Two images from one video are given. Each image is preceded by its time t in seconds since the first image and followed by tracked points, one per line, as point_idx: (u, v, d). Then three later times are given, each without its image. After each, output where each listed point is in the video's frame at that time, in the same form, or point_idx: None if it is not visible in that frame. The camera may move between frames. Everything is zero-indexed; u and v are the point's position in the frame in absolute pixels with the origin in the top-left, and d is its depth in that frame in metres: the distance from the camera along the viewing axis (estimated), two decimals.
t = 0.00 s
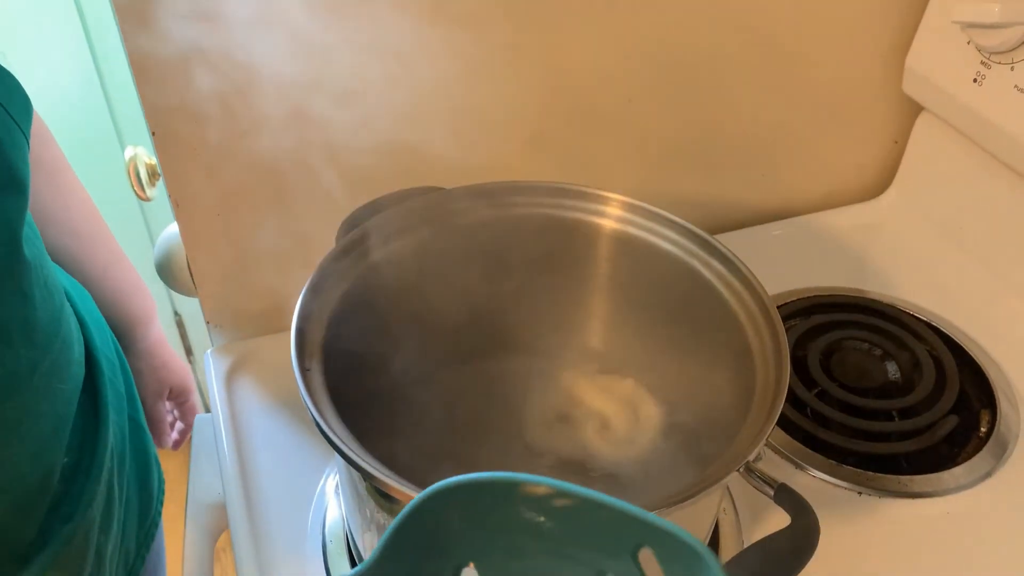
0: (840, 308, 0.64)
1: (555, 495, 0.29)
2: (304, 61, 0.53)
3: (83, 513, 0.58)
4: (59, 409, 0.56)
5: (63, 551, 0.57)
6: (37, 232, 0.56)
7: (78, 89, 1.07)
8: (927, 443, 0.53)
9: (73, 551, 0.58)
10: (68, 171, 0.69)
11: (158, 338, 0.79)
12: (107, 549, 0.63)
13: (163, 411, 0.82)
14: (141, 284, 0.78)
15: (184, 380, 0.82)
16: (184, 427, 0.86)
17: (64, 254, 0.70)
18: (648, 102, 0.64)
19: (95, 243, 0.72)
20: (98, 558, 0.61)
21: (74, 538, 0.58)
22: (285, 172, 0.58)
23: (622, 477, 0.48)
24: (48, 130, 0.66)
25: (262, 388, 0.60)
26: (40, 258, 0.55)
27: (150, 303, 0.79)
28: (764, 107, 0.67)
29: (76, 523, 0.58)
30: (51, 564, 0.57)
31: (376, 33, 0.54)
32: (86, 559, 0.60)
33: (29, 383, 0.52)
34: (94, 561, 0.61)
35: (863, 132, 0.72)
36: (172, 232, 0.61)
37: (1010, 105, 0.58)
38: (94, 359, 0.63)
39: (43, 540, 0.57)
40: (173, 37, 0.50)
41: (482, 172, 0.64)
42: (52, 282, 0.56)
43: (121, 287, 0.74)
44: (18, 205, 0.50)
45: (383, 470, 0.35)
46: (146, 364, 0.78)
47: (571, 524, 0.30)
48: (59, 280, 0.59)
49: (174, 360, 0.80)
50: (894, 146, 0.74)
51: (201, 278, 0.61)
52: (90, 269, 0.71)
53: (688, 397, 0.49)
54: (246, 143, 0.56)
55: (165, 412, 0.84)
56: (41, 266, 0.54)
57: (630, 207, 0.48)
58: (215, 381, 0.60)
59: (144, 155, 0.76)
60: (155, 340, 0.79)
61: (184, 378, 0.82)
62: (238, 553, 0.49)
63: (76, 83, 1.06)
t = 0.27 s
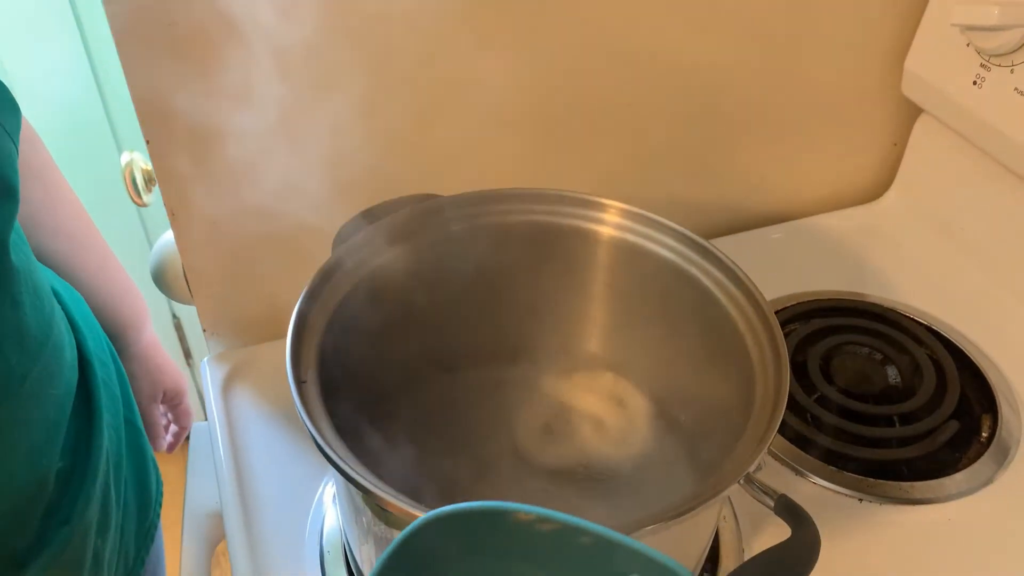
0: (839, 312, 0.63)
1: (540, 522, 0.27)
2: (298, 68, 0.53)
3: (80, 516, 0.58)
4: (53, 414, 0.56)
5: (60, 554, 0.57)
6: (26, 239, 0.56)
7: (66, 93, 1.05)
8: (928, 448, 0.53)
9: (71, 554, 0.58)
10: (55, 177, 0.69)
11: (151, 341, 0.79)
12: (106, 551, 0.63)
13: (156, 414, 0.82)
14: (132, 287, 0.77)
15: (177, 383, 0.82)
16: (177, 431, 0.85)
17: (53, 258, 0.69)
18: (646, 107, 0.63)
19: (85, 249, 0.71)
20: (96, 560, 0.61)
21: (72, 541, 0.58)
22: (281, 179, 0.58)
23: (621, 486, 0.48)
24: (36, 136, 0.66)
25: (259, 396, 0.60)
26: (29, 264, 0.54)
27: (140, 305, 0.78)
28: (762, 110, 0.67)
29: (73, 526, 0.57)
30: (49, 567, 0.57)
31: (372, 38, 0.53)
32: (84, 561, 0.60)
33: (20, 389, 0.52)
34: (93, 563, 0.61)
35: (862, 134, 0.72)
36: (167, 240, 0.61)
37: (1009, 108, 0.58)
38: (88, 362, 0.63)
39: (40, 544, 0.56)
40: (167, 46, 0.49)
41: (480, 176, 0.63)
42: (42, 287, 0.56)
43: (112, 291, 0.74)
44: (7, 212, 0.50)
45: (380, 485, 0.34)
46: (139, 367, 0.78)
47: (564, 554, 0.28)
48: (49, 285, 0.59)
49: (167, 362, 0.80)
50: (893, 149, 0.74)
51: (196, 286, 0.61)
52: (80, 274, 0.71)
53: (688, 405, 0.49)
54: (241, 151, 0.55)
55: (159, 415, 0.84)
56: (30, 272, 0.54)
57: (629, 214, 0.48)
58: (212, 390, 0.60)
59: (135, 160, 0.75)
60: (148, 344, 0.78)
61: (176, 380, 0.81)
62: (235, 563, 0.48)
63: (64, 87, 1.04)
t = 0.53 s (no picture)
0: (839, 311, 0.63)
1: (541, 529, 0.27)
2: (296, 70, 0.53)
3: (81, 518, 0.58)
4: (53, 415, 0.56)
5: (61, 557, 0.57)
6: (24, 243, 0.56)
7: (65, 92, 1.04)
8: (927, 447, 0.53)
9: (72, 556, 0.58)
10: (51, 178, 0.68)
11: (150, 342, 0.79)
12: (107, 553, 0.63)
13: (156, 414, 0.82)
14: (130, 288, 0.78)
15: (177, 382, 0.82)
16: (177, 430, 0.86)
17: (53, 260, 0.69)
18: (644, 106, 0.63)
19: (83, 250, 0.71)
20: (97, 562, 0.61)
21: (73, 543, 0.58)
22: (279, 180, 0.58)
23: (621, 487, 0.48)
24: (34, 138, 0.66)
25: (258, 398, 0.60)
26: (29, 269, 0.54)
27: (139, 305, 0.78)
28: (760, 109, 0.67)
29: (74, 529, 0.57)
30: (51, 569, 0.57)
31: (370, 40, 0.53)
32: (85, 563, 0.60)
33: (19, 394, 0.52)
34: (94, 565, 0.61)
35: (860, 133, 0.72)
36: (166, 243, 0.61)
37: (1007, 106, 0.58)
38: (87, 363, 0.63)
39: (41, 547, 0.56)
40: (164, 48, 0.49)
41: (478, 177, 0.63)
42: (40, 290, 0.56)
43: (111, 292, 0.74)
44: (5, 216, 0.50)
45: (378, 489, 0.34)
46: (138, 368, 0.78)
47: (568, 566, 0.28)
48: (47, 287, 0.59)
49: (166, 362, 0.81)
50: (891, 147, 0.74)
51: (195, 288, 0.61)
52: (81, 274, 0.71)
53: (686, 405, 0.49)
54: (239, 153, 0.55)
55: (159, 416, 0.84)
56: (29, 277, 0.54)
57: (626, 215, 0.48)
58: (211, 391, 0.60)
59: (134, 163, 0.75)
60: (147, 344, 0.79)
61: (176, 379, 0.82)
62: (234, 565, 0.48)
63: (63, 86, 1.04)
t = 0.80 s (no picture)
0: (841, 309, 0.63)
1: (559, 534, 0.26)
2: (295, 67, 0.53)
3: (79, 526, 0.58)
4: (52, 422, 0.55)
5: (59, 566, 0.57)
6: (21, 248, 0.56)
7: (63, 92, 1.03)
8: (930, 446, 0.52)
9: (69, 565, 0.57)
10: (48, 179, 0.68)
11: (150, 345, 0.79)
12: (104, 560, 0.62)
13: (155, 417, 0.80)
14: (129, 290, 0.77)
15: (175, 385, 0.80)
16: (176, 432, 0.84)
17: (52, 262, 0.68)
18: (645, 104, 0.63)
19: (82, 250, 0.70)
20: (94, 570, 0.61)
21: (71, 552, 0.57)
22: (277, 179, 0.57)
23: (623, 488, 0.48)
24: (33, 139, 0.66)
25: (256, 397, 0.59)
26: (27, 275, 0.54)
27: (138, 307, 0.78)
28: (762, 106, 0.67)
29: (72, 537, 0.57)
30: None
31: (369, 37, 0.53)
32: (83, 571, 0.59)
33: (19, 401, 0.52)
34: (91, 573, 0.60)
35: (863, 129, 0.72)
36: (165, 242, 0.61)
37: (1011, 103, 0.57)
38: (84, 368, 0.62)
39: (39, 556, 0.56)
40: (161, 46, 0.49)
41: (478, 176, 0.63)
42: (37, 295, 0.56)
43: (109, 293, 0.73)
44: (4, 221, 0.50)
45: (378, 491, 0.34)
46: (137, 371, 0.77)
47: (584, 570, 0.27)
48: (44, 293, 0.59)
49: (166, 365, 0.80)
50: (892, 144, 0.73)
51: (193, 287, 0.61)
52: (79, 276, 0.70)
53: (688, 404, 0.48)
54: (237, 151, 0.55)
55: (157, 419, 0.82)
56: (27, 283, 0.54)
57: (628, 213, 0.48)
58: (209, 391, 0.60)
59: (132, 162, 0.75)
60: (147, 347, 0.78)
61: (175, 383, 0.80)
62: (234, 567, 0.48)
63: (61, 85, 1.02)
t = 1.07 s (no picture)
0: (845, 309, 0.63)
1: None
2: (297, 65, 0.52)
3: (81, 541, 0.57)
4: (53, 437, 0.55)
5: None
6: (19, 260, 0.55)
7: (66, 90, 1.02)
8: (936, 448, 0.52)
9: None
10: (48, 184, 0.67)
11: (151, 349, 0.78)
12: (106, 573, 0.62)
13: (155, 420, 0.81)
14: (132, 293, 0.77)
15: (177, 389, 0.81)
16: (177, 436, 0.84)
17: (53, 267, 0.68)
18: (649, 102, 0.63)
19: (82, 252, 0.70)
20: None
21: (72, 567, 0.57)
22: (279, 178, 0.57)
23: (626, 490, 0.47)
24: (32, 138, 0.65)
25: (258, 397, 0.59)
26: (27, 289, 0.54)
27: (139, 311, 0.77)
28: (766, 105, 0.66)
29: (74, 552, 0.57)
30: None
31: (372, 35, 0.52)
32: None
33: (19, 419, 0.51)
34: None
35: (866, 128, 0.71)
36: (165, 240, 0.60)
37: (1017, 103, 0.57)
38: (86, 378, 0.62)
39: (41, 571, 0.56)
40: (163, 45, 0.48)
41: (481, 175, 0.63)
42: (38, 306, 0.55)
43: (110, 295, 0.73)
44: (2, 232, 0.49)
45: (382, 492, 0.34)
46: (139, 375, 0.77)
47: None
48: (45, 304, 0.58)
49: (167, 369, 0.80)
50: (896, 143, 0.73)
51: (194, 286, 0.60)
52: (80, 280, 0.70)
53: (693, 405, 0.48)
54: (240, 150, 0.54)
55: (158, 423, 0.83)
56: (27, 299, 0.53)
57: (633, 214, 0.48)
58: (210, 391, 0.59)
59: (132, 159, 0.74)
60: (148, 351, 0.78)
61: (176, 385, 0.81)
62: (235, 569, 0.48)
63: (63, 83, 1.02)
